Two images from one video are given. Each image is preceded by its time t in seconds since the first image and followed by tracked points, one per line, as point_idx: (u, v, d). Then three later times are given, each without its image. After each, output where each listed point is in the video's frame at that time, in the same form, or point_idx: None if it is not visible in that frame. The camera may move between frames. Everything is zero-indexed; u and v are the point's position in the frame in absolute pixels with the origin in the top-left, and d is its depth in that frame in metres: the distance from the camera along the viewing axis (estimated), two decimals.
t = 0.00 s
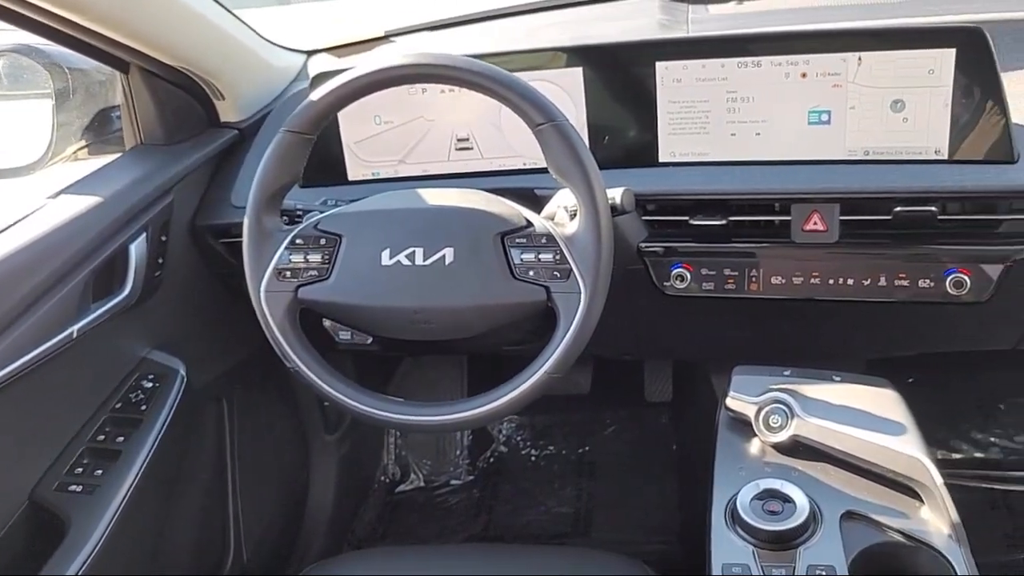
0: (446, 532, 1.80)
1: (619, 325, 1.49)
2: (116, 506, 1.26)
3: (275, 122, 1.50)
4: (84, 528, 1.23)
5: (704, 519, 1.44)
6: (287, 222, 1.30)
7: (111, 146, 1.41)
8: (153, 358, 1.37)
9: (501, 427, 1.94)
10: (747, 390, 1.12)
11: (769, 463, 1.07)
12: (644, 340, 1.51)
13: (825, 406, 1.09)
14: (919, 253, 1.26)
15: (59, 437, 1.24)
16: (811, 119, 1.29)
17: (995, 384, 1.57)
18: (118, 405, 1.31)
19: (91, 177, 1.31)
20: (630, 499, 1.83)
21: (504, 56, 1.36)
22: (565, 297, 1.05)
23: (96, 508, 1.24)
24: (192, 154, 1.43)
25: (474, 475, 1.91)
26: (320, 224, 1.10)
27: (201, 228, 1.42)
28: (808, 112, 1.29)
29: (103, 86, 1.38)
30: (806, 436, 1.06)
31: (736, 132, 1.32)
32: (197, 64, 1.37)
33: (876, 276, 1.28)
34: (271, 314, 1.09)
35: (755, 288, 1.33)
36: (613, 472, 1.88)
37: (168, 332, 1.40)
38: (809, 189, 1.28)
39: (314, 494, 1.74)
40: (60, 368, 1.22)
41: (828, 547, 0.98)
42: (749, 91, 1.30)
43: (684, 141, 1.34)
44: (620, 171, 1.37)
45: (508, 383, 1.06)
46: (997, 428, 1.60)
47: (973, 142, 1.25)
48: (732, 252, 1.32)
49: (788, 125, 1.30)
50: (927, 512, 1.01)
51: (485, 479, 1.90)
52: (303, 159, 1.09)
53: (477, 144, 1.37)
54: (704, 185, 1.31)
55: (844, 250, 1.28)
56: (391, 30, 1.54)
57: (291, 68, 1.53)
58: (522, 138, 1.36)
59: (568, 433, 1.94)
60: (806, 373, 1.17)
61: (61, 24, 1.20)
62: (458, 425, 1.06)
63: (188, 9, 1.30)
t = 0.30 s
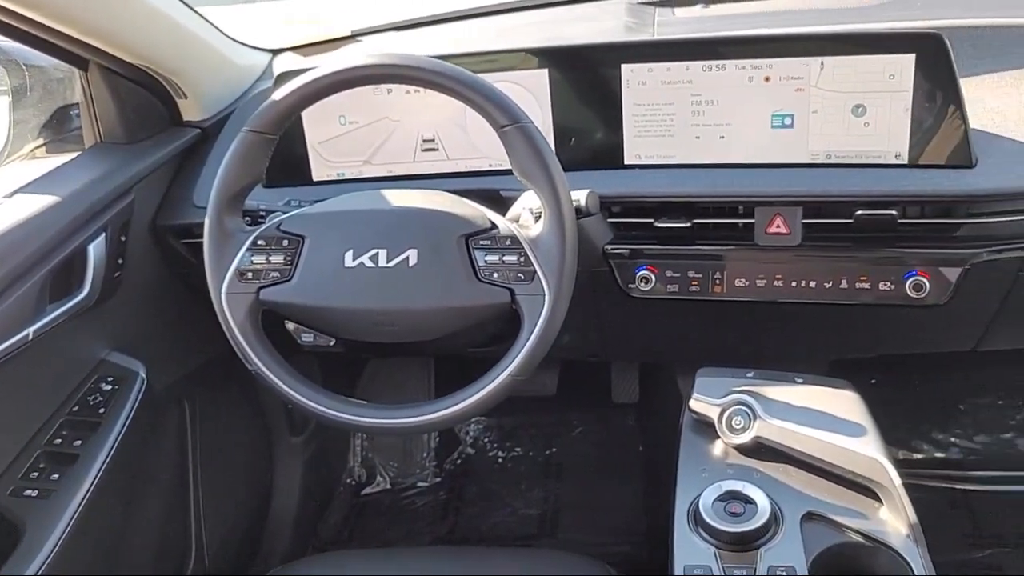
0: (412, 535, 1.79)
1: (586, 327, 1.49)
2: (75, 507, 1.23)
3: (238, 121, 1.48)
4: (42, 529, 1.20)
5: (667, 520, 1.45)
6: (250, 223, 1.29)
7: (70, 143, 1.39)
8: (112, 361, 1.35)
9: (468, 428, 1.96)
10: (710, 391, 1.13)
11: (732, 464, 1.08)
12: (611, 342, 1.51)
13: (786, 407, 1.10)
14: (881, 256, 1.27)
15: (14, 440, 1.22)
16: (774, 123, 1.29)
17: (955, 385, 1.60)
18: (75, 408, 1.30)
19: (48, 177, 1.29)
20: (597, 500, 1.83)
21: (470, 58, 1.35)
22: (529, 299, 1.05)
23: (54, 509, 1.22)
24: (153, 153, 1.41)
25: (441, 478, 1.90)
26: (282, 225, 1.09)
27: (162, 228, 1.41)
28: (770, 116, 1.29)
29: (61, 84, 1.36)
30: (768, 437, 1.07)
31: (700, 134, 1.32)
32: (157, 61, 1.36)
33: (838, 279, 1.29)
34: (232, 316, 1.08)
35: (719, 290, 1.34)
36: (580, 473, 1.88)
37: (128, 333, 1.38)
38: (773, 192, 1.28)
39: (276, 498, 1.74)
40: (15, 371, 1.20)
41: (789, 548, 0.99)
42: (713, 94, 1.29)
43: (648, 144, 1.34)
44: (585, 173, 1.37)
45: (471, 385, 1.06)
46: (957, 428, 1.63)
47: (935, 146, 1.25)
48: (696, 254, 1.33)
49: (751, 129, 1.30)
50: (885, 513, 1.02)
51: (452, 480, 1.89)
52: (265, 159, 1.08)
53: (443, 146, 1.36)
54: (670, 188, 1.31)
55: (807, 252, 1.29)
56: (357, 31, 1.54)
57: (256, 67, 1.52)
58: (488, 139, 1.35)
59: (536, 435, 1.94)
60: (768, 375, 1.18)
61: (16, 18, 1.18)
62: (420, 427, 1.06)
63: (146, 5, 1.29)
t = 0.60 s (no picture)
0: (376, 536, 1.79)
1: (550, 327, 1.49)
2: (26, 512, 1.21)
3: (198, 118, 1.47)
4: None
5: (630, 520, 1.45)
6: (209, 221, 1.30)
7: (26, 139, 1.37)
8: (68, 360, 1.32)
9: (433, 428, 1.94)
10: (672, 392, 1.13)
11: (694, 464, 1.08)
12: (575, 342, 1.51)
13: (747, 408, 1.10)
14: (842, 258, 1.28)
15: None
16: (737, 125, 1.29)
17: (914, 386, 1.61)
18: (30, 408, 1.27)
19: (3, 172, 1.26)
20: (561, 500, 1.83)
21: (434, 57, 1.34)
22: (491, 299, 1.05)
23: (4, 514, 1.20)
24: (111, 150, 1.39)
25: (405, 479, 1.90)
26: (242, 223, 1.08)
27: (121, 226, 1.39)
28: (733, 118, 1.29)
29: (16, 79, 1.34)
30: (729, 437, 1.07)
31: (664, 135, 1.32)
32: (115, 57, 1.34)
33: (799, 280, 1.30)
34: (191, 318, 1.07)
35: (683, 290, 1.34)
36: (545, 473, 1.88)
37: (87, 332, 1.36)
38: (735, 194, 1.28)
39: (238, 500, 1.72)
40: None
41: (748, 548, 0.99)
42: (677, 96, 1.29)
43: (611, 144, 1.34)
44: (550, 173, 1.37)
45: (434, 386, 1.06)
46: (916, 428, 1.63)
47: (898, 150, 1.25)
48: (660, 255, 1.33)
49: (714, 131, 1.30)
50: (843, 512, 1.03)
51: (418, 481, 1.89)
52: (225, 156, 1.07)
53: (408, 146, 1.34)
54: (634, 189, 1.32)
55: (769, 253, 1.30)
56: (322, 28, 1.53)
57: (218, 64, 1.50)
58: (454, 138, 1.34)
59: (502, 435, 1.94)
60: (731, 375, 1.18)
61: None
62: (382, 428, 1.05)
63: None
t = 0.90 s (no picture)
0: (337, 538, 1.77)
1: (513, 327, 1.48)
2: None
3: (156, 113, 1.44)
4: None
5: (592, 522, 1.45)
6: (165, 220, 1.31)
7: None
8: (22, 362, 1.30)
9: (398, 430, 1.92)
10: (634, 393, 1.13)
11: (655, 464, 1.08)
12: (537, 342, 1.51)
13: (707, 409, 1.11)
14: (802, 259, 1.29)
15: None
16: (699, 126, 1.29)
17: (873, 386, 1.63)
18: None
19: None
20: (524, 501, 1.83)
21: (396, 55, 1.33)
22: (453, 300, 1.05)
23: None
24: (66, 147, 1.37)
25: (368, 481, 1.88)
26: (199, 222, 1.07)
27: (75, 225, 1.37)
28: (696, 119, 1.29)
29: None
30: (690, 438, 1.08)
31: (627, 136, 1.31)
32: (71, 52, 1.32)
33: (759, 281, 1.31)
34: (146, 319, 1.06)
35: (645, 292, 1.35)
36: (508, 475, 1.88)
37: (41, 333, 1.34)
38: (698, 195, 1.29)
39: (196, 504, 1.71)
40: None
41: (708, 549, 0.99)
42: (642, 96, 1.29)
43: (573, 144, 1.33)
44: (512, 173, 1.36)
45: (395, 386, 1.05)
46: (875, 428, 1.66)
47: (862, 153, 1.26)
48: (622, 256, 1.34)
49: (677, 131, 1.30)
50: (802, 513, 1.03)
51: (380, 483, 1.88)
52: (183, 153, 1.05)
53: (370, 144, 1.33)
54: (597, 189, 1.31)
55: (731, 255, 1.31)
56: (286, 24, 1.52)
57: (179, 60, 1.48)
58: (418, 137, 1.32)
59: (465, 435, 1.93)
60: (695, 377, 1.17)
61: None
62: (342, 429, 1.04)
63: None
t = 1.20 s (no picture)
0: (300, 540, 1.76)
1: (477, 327, 1.48)
2: None
3: (112, 107, 1.42)
4: None
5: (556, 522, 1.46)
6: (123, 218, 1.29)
7: None
8: None
9: (362, 430, 1.91)
10: (597, 393, 1.13)
11: (618, 465, 1.09)
12: (502, 342, 1.50)
13: (669, 409, 1.11)
14: (762, 260, 1.30)
15: None
16: (663, 127, 1.28)
17: (836, 386, 1.71)
18: None
19: None
20: (488, 501, 1.83)
21: (360, 52, 1.31)
22: (414, 300, 1.04)
23: None
24: (22, 143, 1.35)
25: (332, 482, 1.87)
26: (157, 219, 1.06)
27: (30, 223, 1.34)
28: (660, 120, 1.28)
29: None
30: (652, 439, 1.08)
31: (591, 136, 1.30)
32: (26, 44, 1.30)
33: (722, 283, 1.32)
34: (103, 320, 1.04)
35: (609, 292, 1.35)
36: (473, 475, 1.88)
37: None
38: (662, 196, 1.28)
39: (155, 509, 1.70)
40: None
41: (670, 549, 1.00)
42: (606, 98, 1.28)
43: (537, 144, 1.32)
44: (477, 173, 1.35)
45: (357, 387, 1.05)
46: (837, 427, 1.74)
47: (828, 158, 1.25)
48: (587, 257, 1.34)
49: (642, 132, 1.29)
50: (762, 513, 1.04)
51: (344, 484, 1.87)
52: (140, 149, 1.04)
53: (333, 142, 1.32)
54: (560, 190, 1.30)
55: (694, 257, 1.31)
56: (249, 21, 1.51)
57: (139, 54, 1.46)
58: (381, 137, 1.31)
59: (428, 436, 1.92)
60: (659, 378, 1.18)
61: None
62: (305, 430, 1.04)
63: None
